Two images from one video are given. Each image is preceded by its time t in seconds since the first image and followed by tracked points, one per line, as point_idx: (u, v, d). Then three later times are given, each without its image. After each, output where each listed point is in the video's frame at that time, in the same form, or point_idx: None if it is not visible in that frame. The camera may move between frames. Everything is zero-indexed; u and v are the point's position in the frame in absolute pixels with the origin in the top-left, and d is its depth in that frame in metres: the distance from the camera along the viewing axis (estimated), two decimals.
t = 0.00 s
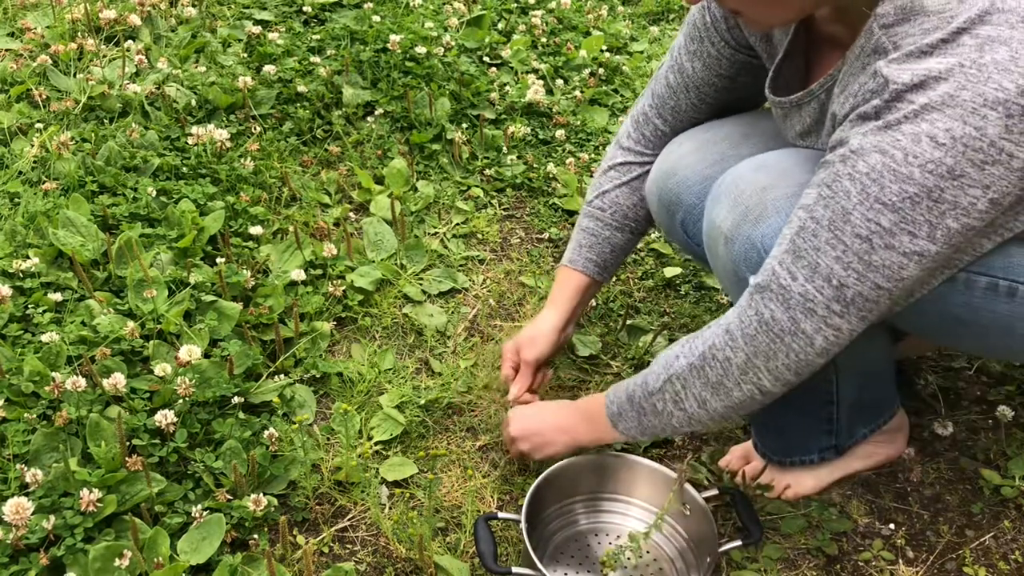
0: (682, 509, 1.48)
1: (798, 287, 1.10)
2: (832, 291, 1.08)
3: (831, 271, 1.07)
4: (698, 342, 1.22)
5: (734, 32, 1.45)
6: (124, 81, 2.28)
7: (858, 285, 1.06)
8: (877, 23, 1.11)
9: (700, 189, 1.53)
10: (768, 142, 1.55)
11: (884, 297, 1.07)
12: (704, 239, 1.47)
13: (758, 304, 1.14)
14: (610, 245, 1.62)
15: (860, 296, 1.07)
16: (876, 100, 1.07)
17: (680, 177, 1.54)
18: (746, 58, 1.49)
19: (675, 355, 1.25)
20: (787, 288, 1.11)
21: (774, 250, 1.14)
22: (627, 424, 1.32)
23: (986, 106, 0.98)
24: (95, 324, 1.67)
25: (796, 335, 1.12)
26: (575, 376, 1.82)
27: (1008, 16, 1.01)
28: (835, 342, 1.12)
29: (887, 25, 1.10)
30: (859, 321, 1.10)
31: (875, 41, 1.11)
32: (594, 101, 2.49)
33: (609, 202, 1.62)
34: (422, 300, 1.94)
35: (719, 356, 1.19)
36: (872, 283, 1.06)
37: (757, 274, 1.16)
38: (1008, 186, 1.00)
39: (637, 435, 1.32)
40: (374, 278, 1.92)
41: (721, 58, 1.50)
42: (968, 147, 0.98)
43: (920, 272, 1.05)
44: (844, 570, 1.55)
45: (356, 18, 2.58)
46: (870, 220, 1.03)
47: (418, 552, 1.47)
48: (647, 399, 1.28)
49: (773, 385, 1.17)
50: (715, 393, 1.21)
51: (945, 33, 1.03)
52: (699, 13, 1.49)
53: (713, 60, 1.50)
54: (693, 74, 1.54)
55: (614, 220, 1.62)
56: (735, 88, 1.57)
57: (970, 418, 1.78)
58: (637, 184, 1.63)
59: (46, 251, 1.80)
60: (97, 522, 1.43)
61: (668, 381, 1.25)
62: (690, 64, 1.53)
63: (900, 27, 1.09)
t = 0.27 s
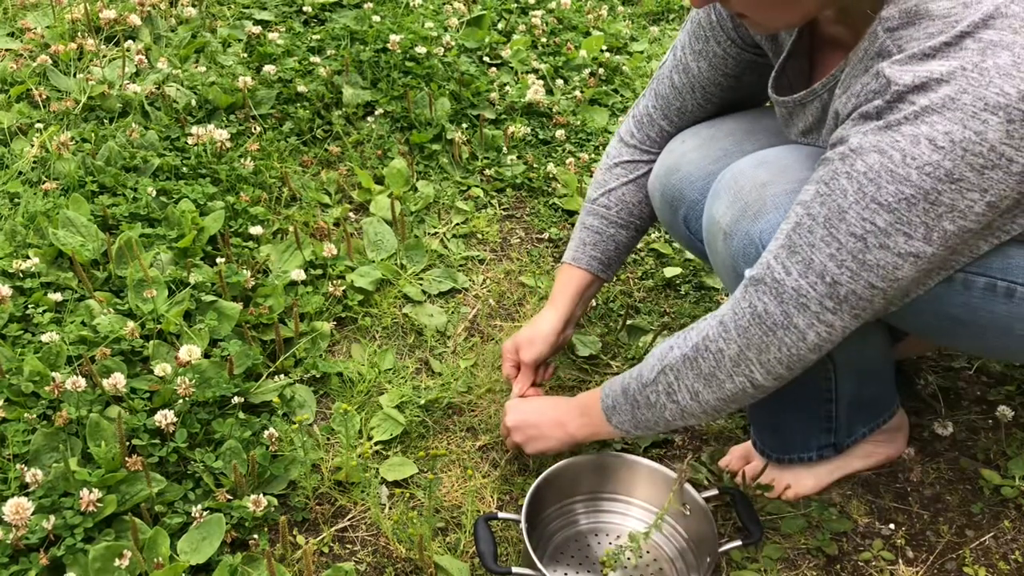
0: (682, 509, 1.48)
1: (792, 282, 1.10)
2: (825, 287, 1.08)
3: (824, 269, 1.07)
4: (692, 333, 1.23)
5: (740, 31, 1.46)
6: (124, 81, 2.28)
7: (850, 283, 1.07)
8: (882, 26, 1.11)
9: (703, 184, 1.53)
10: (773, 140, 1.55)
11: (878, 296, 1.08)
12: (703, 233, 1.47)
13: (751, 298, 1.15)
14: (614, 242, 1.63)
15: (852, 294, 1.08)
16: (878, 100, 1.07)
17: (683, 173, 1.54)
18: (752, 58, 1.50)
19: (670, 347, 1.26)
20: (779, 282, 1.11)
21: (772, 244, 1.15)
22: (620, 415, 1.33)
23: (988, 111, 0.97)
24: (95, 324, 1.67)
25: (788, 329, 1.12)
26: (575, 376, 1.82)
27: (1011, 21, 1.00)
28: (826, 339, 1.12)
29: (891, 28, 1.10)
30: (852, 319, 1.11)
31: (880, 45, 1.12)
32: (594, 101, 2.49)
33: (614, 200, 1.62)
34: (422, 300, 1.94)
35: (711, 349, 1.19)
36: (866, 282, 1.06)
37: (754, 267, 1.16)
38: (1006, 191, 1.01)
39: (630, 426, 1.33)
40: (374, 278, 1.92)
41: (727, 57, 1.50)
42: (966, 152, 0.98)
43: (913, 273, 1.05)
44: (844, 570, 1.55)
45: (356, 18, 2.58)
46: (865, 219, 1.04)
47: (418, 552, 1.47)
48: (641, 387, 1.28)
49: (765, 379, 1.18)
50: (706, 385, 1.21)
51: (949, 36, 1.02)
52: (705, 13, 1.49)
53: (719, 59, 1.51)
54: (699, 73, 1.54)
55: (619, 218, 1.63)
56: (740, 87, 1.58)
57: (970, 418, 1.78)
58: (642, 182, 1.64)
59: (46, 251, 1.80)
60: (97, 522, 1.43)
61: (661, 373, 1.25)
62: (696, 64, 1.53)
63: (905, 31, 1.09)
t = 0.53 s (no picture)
0: (687, 516, 1.47)
1: (791, 286, 1.10)
2: (823, 291, 1.08)
3: (822, 273, 1.07)
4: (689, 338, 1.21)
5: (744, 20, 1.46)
6: (124, 81, 2.28)
7: (848, 287, 1.07)
8: (879, 28, 1.11)
9: (701, 179, 1.54)
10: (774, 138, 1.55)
11: (874, 298, 1.08)
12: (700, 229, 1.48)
13: (749, 302, 1.14)
14: (612, 224, 1.62)
15: (849, 297, 1.08)
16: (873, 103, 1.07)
17: (682, 167, 1.54)
18: (754, 48, 1.50)
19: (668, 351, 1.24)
20: (777, 286, 1.11)
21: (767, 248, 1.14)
22: (622, 423, 1.29)
23: (982, 117, 0.97)
24: (95, 324, 1.67)
25: (786, 331, 1.12)
26: (575, 376, 1.82)
27: (1010, 27, 1.00)
28: (824, 341, 1.12)
29: (889, 31, 1.10)
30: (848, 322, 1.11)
31: (877, 46, 1.11)
32: (594, 101, 2.49)
33: (614, 181, 1.62)
34: (422, 300, 1.94)
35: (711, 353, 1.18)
36: (863, 285, 1.06)
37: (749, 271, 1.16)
38: (1000, 195, 1.01)
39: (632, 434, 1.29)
40: (374, 278, 1.92)
41: (730, 46, 1.50)
42: (961, 157, 0.98)
43: (909, 275, 1.06)
44: (844, 570, 1.55)
45: (356, 18, 2.58)
46: (861, 224, 1.04)
47: (418, 552, 1.47)
48: (640, 391, 1.26)
49: (765, 379, 1.17)
50: (707, 388, 1.20)
51: (946, 40, 1.02)
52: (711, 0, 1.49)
53: (722, 48, 1.50)
54: (702, 61, 1.54)
55: (618, 201, 1.61)
56: (742, 78, 1.57)
57: (970, 418, 1.78)
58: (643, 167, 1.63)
59: (46, 251, 1.80)
60: (97, 522, 1.43)
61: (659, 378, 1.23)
62: (699, 51, 1.53)
63: (904, 33, 1.09)
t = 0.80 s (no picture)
0: (687, 516, 1.47)
1: (823, 306, 1.07)
2: (856, 305, 1.06)
3: (851, 289, 1.05)
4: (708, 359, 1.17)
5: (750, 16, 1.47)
6: (124, 81, 2.28)
7: (879, 298, 1.05)
8: (880, 21, 1.10)
9: (700, 175, 1.52)
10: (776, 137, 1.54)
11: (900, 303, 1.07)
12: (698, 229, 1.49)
13: (781, 327, 1.11)
14: (621, 214, 1.62)
15: (881, 307, 1.06)
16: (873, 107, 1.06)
17: (683, 162, 1.54)
18: (759, 45, 1.50)
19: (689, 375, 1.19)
20: (813, 309, 1.08)
21: (782, 269, 1.11)
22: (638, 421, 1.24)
23: (983, 115, 0.98)
24: (95, 324, 1.67)
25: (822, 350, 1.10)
26: (575, 376, 1.83)
27: (1008, 23, 1.01)
28: (857, 352, 1.10)
29: (889, 24, 1.09)
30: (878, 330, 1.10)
31: (877, 39, 1.10)
32: (594, 101, 2.49)
33: (623, 171, 1.63)
34: (422, 300, 1.94)
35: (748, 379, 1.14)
36: (892, 294, 1.05)
37: (770, 295, 1.12)
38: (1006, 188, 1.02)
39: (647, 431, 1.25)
40: (374, 278, 1.92)
41: (736, 41, 1.51)
42: (966, 157, 0.99)
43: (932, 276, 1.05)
44: (844, 570, 1.55)
45: (356, 18, 2.58)
46: (884, 235, 1.02)
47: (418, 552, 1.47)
48: (663, 413, 1.21)
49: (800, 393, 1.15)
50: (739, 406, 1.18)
51: (944, 35, 1.02)
52: None
53: (729, 43, 1.51)
54: (709, 55, 1.55)
55: (626, 189, 1.62)
56: (748, 75, 1.58)
57: (970, 418, 1.78)
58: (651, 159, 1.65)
59: (46, 251, 1.80)
60: (97, 522, 1.43)
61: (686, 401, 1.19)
62: (706, 45, 1.55)
63: (902, 26, 1.08)
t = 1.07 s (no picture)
0: (687, 517, 1.47)
1: (963, 333, 0.99)
2: (993, 319, 0.98)
3: (982, 308, 0.98)
4: (852, 409, 1.11)
5: (737, 32, 1.44)
6: (124, 81, 2.28)
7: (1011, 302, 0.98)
8: (895, 18, 1.02)
9: (702, 197, 1.53)
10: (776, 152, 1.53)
11: None
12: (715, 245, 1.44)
13: (926, 364, 1.03)
14: (621, 231, 1.58)
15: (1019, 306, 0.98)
16: (916, 123, 0.97)
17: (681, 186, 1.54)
18: (748, 58, 1.48)
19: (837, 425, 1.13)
20: (959, 340, 1.00)
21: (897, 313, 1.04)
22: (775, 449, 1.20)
23: None
24: (95, 324, 1.67)
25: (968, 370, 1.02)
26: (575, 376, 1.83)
27: None
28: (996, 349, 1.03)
29: (905, 21, 1.01)
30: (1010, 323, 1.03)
31: (894, 38, 1.02)
32: (594, 100, 2.49)
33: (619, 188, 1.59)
34: (422, 300, 1.94)
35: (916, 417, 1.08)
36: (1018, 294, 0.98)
37: (898, 338, 1.05)
38: None
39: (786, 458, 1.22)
40: (374, 278, 1.92)
41: (725, 56, 1.48)
42: None
43: None
44: (844, 570, 1.55)
45: (356, 18, 2.58)
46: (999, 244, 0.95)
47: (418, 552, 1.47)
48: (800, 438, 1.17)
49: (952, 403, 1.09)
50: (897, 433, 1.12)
51: (972, 31, 0.95)
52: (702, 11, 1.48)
53: (717, 58, 1.49)
54: (696, 70, 1.52)
55: (625, 206, 1.58)
56: (735, 89, 1.56)
57: (970, 418, 1.78)
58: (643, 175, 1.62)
59: (46, 251, 1.80)
60: (97, 522, 1.43)
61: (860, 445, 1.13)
62: (692, 61, 1.52)
63: (918, 21, 1.00)
